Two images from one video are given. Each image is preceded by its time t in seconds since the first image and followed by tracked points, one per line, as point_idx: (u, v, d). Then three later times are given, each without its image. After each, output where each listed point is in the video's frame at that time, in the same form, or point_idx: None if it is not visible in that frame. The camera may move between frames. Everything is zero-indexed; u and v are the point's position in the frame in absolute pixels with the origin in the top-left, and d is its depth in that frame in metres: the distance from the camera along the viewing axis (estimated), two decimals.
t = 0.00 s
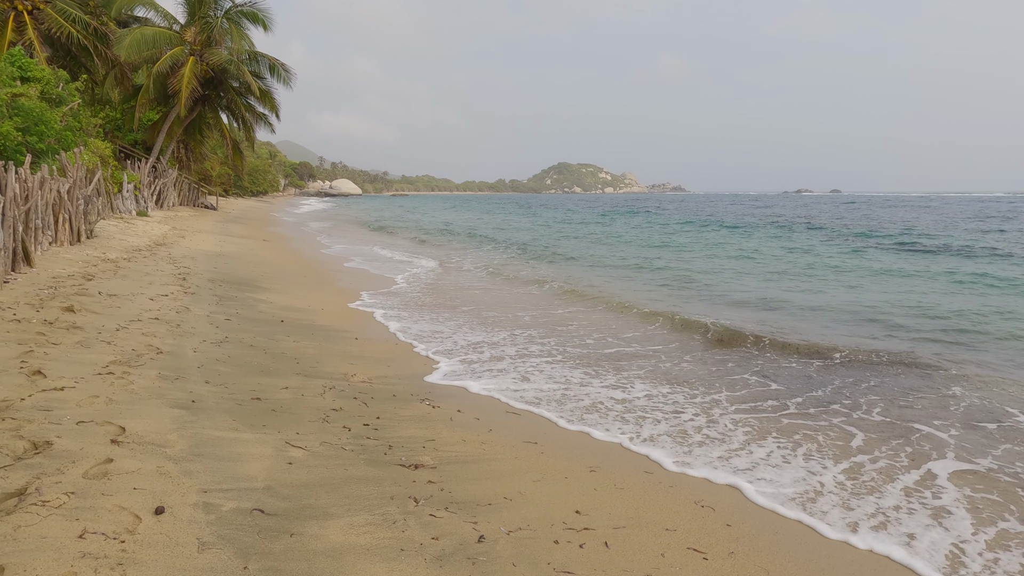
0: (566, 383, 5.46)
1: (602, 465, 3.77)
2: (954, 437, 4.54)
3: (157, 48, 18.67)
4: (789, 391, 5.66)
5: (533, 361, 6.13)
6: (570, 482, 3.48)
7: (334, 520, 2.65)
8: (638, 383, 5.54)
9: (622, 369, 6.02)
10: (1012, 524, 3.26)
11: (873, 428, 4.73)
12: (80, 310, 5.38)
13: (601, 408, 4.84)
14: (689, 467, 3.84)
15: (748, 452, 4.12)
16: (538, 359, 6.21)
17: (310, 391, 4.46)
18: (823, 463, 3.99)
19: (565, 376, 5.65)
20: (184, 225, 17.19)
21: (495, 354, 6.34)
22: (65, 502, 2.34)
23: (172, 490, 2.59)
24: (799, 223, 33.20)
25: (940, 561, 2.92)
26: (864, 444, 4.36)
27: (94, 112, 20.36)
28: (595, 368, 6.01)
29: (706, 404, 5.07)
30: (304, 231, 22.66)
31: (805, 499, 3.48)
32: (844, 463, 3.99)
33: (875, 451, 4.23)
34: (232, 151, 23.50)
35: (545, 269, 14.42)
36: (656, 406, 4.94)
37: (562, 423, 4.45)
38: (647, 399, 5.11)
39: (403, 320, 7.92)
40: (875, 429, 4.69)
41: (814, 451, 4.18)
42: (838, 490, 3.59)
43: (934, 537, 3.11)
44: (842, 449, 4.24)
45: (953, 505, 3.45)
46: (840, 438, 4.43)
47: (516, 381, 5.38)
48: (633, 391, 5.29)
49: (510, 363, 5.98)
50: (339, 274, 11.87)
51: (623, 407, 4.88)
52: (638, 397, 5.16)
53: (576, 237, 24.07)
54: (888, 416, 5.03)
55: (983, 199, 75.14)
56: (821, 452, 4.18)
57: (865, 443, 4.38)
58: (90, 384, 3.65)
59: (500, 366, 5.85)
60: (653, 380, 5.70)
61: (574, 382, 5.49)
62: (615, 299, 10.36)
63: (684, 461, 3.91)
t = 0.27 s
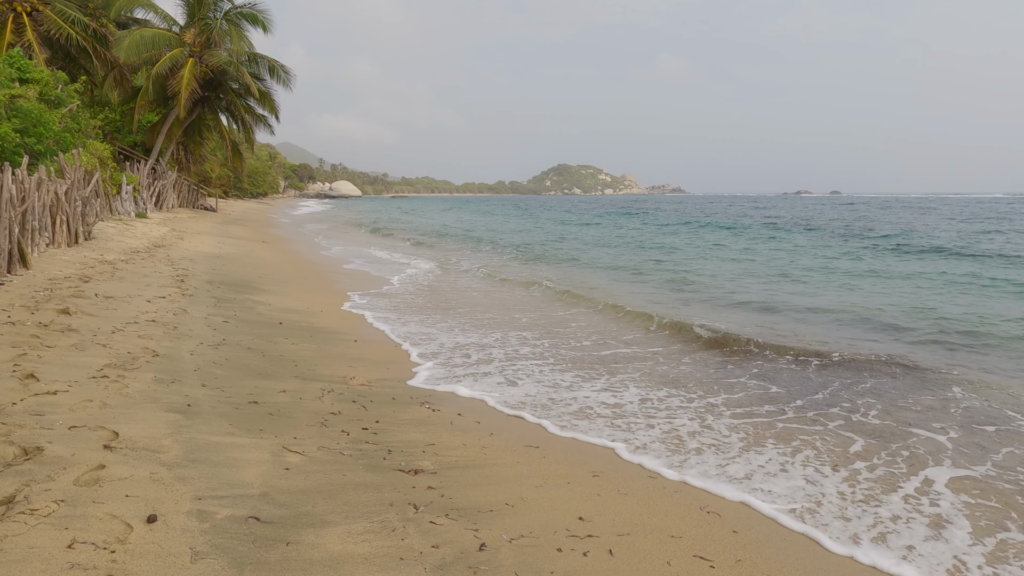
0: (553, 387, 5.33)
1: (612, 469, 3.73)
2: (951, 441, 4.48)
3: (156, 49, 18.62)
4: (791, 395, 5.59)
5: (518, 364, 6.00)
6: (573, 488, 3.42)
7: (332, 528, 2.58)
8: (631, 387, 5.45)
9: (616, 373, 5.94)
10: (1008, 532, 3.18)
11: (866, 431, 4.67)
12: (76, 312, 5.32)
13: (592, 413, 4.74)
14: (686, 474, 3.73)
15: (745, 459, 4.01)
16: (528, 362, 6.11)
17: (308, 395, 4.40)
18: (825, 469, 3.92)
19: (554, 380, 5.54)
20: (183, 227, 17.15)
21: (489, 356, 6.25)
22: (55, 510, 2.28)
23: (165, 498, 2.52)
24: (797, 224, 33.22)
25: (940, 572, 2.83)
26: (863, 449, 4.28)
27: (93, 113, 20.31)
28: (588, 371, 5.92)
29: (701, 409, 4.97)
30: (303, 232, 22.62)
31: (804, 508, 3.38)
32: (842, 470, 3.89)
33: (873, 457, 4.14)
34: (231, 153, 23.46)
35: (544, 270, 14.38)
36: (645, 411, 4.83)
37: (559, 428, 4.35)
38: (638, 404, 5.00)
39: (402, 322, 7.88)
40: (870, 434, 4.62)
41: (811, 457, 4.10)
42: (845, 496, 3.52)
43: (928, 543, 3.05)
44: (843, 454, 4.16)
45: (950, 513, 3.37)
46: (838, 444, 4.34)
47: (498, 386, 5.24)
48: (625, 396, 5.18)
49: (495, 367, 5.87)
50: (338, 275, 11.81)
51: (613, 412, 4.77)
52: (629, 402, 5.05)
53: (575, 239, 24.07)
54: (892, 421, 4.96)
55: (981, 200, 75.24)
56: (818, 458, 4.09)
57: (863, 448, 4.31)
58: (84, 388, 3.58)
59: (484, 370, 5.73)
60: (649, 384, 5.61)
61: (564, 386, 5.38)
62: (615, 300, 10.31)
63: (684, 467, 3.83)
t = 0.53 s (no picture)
0: (543, 391, 5.23)
1: (616, 473, 3.67)
2: (952, 444, 4.44)
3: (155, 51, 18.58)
4: (790, 398, 5.54)
5: (507, 367, 5.89)
6: (576, 492, 3.36)
7: (330, 535, 2.52)
8: (627, 390, 5.37)
9: (613, 376, 5.86)
10: (1013, 539, 3.13)
11: (861, 434, 4.62)
12: (72, 314, 5.26)
13: (588, 416, 4.65)
14: (689, 477, 3.66)
15: (747, 464, 3.93)
16: (522, 365, 6.03)
17: (306, 397, 4.34)
18: (829, 473, 3.86)
19: (547, 384, 5.43)
20: (182, 228, 17.12)
21: (476, 360, 6.11)
22: (46, 518, 2.22)
23: (159, 504, 2.46)
24: (797, 225, 33.17)
25: None
26: (864, 453, 4.23)
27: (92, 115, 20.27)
28: (582, 374, 5.83)
29: (699, 412, 4.90)
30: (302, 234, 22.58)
31: (809, 514, 3.31)
32: (844, 475, 3.83)
33: (876, 461, 4.08)
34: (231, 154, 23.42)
35: (544, 272, 14.34)
36: (640, 416, 4.73)
37: (559, 432, 4.28)
38: (633, 408, 4.89)
39: (401, 323, 7.83)
40: (872, 437, 4.57)
41: (814, 462, 4.03)
42: (853, 502, 3.47)
43: (933, 551, 2.98)
44: (846, 459, 4.10)
45: (952, 519, 3.31)
46: (838, 448, 4.27)
47: (486, 390, 5.12)
48: (620, 401, 5.07)
49: (483, 370, 5.75)
50: (338, 277, 11.78)
51: (607, 417, 4.68)
52: (625, 406, 4.94)
53: (575, 240, 24.03)
54: (894, 423, 4.91)
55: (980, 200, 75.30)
56: (821, 462, 4.02)
57: (863, 451, 4.26)
58: (79, 391, 3.52)
59: (472, 373, 5.61)
60: (646, 388, 5.52)
61: (558, 390, 5.29)
62: (616, 302, 10.26)
63: (687, 471, 3.76)
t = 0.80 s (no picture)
0: (536, 396, 5.08)
1: (623, 479, 3.58)
2: (958, 448, 4.38)
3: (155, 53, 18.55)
4: (792, 402, 5.46)
5: (499, 372, 5.74)
6: (582, 499, 3.27)
7: (330, 545, 2.44)
8: (626, 395, 5.26)
9: (612, 380, 5.76)
10: None
11: (865, 439, 4.54)
12: (69, 317, 5.19)
13: (587, 421, 4.54)
14: (697, 484, 3.57)
15: (752, 471, 3.83)
16: (518, 368, 5.91)
17: (306, 401, 4.26)
18: (837, 479, 3.78)
19: (541, 389, 5.29)
20: (182, 231, 17.08)
21: (464, 364, 5.94)
22: (35, 528, 2.14)
23: (153, 514, 2.38)
24: (798, 226, 33.11)
25: None
26: (871, 458, 4.16)
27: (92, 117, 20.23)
28: (578, 378, 5.71)
29: (700, 416, 4.80)
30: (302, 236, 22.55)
31: (819, 522, 3.22)
32: (853, 482, 3.74)
33: (883, 467, 4.00)
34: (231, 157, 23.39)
35: (545, 274, 14.28)
36: (637, 422, 4.59)
37: (561, 436, 4.19)
38: (630, 414, 4.76)
39: (401, 326, 7.77)
40: (878, 441, 4.51)
41: (823, 468, 3.94)
42: (865, 509, 3.39)
43: (946, 562, 2.90)
44: (853, 465, 4.02)
45: (964, 528, 3.24)
46: (844, 453, 4.18)
47: (475, 396, 4.96)
48: (616, 406, 4.93)
49: (473, 374, 5.60)
50: (338, 279, 11.72)
51: (601, 422, 4.55)
52: (622, 412, 4.79)
53: (576, 242, 23.99)
54: (900, 427, 4.85)
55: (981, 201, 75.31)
56: (829, 468, 3.94)
57: (869, 457, 4.18)
58: (73, 396, 3.44)
59: (460, 378, 5.45)
60: (645, 392, 5.41)
61: (555, 394, 5.17)
62: (617, 305, 10.20)
63: (694, 478, 3.66)
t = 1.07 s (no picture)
0: (531, 405, 4.91)
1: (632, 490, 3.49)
2: (968, 457, 4.30)
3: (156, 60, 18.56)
4: (798, 410, 5.36)
5: (494, 380, 5.58)
6: (589, 512, 3.17)
7: (330, 563, 2.34)
8: (629, 403, 5.14)
9: (615, 388, 5.64)
10: None
11: (873, 448, 4.45)
12: (66, 324, 5.10)
13: (589, 431, 4.40)
14: (708, 495, 3.46)
15: (761, 482, 3.72)
16: (517, 376, 5.78)
17: (306, 411, 4.16)
18: (850, 490, 3.68)
19: (543, 397, 5.20)
20: (183, 237, 17.04)
21: (459, 372, 5.80)
22: (22, 548, 2.05)
23: (147, 531, 2.29)
24: (800, 231, 32.99)
25: None
26: (882, 468, 4.06)
27: (93, 124, 20.24)
28: (578, 386, 5.59)
29: (706, 425, 4.69)
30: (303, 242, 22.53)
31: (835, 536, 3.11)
32: (864, 493, 3.65)
33: (896, 477, 3.91)
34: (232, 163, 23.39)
35: (548, 281, 14.22)
36: (641, 431, 4.47)
37: (567, 445, 4.08)
38: (632, 423, 4.61)
39: (402, 333, 7.69)
40: (887, 450, 4.43)
41: (833, 478, 3.84)
42: (882, 522, 3.29)
43: None
44: (865, 475, 3.92)
45: (980, 541, 3.15)
46: (854, 463, 4.09)
47: (468, 405, 4.77)
48: (618, 415, 4.78)
49: (466, 383, 5.42)
50: (339, 285, 11.64)
51: (600, 432, 4.39)
52: (624, 421, 4.64)
53: (578, 248, 23.93)
54: (909, 436, 4.75)
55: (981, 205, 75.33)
56: (840, 479, 3.84)
57: (880, 467, 4.09)
58: (68, 406, 3.36)
59: (452, 387, 5.27)
60: (649, 401, 5.29)
61: (555, 403, 5.04)
62: (621, 311, 10.11)
63: (704, 488, 3.56)
